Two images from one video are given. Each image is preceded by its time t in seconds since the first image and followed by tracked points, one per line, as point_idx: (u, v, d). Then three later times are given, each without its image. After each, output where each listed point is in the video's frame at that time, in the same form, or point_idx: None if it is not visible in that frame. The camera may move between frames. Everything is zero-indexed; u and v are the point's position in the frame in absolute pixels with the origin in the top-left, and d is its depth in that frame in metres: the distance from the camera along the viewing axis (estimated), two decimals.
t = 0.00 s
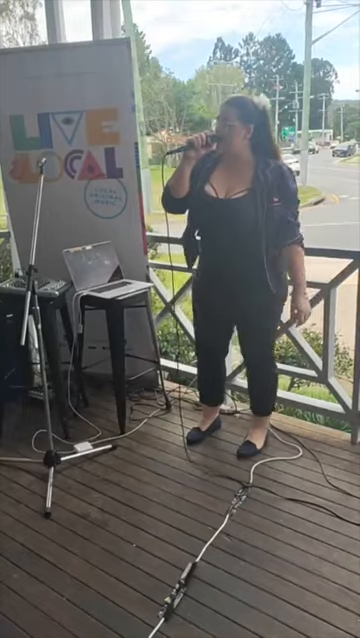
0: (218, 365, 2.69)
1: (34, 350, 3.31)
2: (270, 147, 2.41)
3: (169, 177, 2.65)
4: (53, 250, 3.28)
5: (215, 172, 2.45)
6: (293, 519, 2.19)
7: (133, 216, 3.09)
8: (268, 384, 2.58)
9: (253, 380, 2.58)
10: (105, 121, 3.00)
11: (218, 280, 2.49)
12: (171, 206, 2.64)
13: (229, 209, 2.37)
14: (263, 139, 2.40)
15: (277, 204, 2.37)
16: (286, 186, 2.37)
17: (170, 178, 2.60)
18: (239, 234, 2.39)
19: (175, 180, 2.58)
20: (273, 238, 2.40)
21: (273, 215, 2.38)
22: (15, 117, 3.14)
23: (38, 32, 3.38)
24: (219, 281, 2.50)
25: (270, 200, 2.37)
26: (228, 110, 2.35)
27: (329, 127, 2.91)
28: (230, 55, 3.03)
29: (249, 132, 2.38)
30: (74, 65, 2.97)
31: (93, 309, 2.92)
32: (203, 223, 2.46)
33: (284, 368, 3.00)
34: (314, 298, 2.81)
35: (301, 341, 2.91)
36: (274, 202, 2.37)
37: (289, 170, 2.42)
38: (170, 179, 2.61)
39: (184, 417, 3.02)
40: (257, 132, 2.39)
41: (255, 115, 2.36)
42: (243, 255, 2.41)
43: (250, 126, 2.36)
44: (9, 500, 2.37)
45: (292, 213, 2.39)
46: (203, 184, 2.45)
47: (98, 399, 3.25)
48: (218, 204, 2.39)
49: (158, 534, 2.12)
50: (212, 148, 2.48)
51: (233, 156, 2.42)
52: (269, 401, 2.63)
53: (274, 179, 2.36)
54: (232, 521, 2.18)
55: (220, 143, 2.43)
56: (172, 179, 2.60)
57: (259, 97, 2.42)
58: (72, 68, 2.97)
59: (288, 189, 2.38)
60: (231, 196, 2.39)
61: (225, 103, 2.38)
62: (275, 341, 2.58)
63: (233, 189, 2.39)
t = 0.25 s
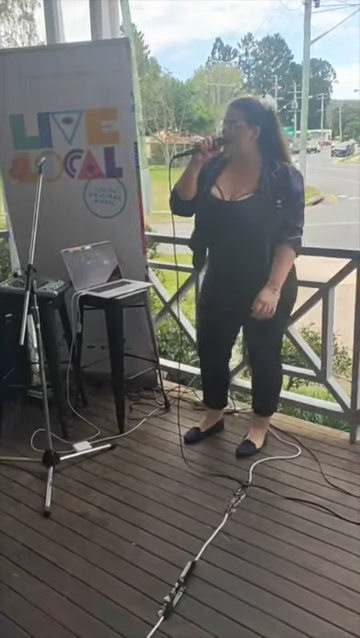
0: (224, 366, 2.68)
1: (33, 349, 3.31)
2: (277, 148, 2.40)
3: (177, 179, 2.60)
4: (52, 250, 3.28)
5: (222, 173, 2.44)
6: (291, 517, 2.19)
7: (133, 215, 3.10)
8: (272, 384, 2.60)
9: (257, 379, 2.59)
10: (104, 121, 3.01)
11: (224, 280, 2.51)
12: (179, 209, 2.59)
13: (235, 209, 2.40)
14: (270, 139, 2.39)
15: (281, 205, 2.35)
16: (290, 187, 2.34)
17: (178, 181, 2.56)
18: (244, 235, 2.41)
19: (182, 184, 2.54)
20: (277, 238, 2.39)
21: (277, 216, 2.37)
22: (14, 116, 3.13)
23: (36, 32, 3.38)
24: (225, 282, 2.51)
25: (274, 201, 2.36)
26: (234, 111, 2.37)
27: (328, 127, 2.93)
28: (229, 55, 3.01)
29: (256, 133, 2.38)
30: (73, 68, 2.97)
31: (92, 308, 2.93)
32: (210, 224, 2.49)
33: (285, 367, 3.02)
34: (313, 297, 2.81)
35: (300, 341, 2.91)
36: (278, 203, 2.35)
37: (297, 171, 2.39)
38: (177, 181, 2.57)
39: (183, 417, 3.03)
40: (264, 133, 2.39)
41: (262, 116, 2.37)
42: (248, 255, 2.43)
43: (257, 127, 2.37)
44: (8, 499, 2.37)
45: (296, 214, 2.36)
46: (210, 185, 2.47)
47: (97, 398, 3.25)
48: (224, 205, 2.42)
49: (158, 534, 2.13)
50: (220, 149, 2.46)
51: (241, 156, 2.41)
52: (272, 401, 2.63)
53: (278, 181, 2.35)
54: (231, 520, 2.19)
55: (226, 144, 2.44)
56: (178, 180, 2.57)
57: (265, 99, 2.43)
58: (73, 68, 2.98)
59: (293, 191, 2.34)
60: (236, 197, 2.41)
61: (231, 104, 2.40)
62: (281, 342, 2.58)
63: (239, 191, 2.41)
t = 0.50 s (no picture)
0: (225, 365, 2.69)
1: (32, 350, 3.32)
2: (279, 148, 2.40)
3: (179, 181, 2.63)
4: (49, 252, 3.28)
5: (224, 174, 2.47)
6: (289, 519, 2.20)
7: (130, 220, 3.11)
8: (272, 383, 2.61)
9: (257, 379, 2.60)
10: (99, 123, 3.01)
11: (223, 280, 2.51)
12: (180, 210, 2.62)
13: (237, 209, 2.41)
14: (271, 139, 2.40)
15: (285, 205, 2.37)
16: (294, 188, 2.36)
17: (180, 182, 2.59)
18: (245, 235, 2.42)
19: (185, 185, 2.57)
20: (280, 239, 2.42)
21: (281, 217, 2.39)
22: (8, 119, 3.15)
23: (36, 33, 3.42)
24: (224, 282, 2.51)
25: (279, 201, 2.37)
26: (235, 111, 2.38)
27: (327, 128, 2.91)
28: (229, 57, 3.01)
29: (257, 133, 2.39)
30: (67, 68, 2.98)
31: (91, 309, 2.93)
32: (211, 223, 2.49)
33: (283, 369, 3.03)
34: (311, 299, 2.84)
35: (298, 341, 2.93)
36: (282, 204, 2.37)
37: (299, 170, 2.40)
38: (179, 183, 2.61)
39: (181, 418, 3.03)
40: (265, 133, 2.40)
41: (262, 116, 2.38)
42: (249, 256, 2.44)
43: (258, 127, 2.38)
44: (7, 499, 2.38)
45: (299, 215, 2.40)
46: (211, 186, 2.49)
47: (96, 399, 3.26)
48: (226, 206, 2.43)
49: (156, 534, 2.13)
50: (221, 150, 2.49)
51: (242, 157, 2.43)
52: (271, 400, 2.64)
53: (281, 181, 2.37)
54: (229, 521, 2.20)
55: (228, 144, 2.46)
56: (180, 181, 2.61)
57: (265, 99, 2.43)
58: (66, 71, 2.99)
59: (296, 191, 2.37)
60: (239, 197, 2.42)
61: (232, 104, 2.41)
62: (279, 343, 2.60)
63: (241, 191, 2.42)
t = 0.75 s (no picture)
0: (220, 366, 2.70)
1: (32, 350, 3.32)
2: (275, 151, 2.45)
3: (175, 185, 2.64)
4: (47, 253, 3.29)
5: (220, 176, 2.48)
6: (289, 518, 2.21)
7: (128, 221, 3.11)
8: (269, 384, 2.62)
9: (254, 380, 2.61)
10: (95, 125, 3.02)
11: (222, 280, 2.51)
12: (177, 214, 2.63)
13: (235, 210, 2.41)
14: (268, 142, 2.44)
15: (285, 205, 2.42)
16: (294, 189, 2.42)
17: (176, 186, 2.59)
18: (244, 235, 2.42)
19: (181, 188, 2.57)
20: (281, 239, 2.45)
21: (282, 217, 2.43)
22: (4, 122, 3.15)
23: (35, 34, 3.42)
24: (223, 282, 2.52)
25: (279, 204, 2.42)
26: (232, 114, 2.41)
27: (326, 129, 2.91)
28: (227, 57, 3.02)
29: (254, 136, 2.42)
30: (63, 70, 2.99)
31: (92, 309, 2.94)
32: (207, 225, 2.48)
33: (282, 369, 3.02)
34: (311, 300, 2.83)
35: (298, 341, 2.93)
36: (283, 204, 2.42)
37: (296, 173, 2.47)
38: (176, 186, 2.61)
39: (182, 417, 3.04)
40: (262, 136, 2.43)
41: (260, 120, 2.41)
42: (248, 256, 2.44)
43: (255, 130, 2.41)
44: (8, 499, 2.38)
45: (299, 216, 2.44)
46: (207, 189, 2.49)
47: (96, 399, 3.27)
48: (223, 209, 2.42)
49: (157, 533, 2.14)
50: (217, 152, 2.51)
51: (239, 159, 2.45)
52: (267, 401, 2.65)
53: (281, 182, 2.41)
54: (230, 520, 2.20)
55: (224, 147, 2.47)
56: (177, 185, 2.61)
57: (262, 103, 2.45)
58: (61, 73, 3.00)
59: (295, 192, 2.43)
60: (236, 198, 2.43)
61: (229, 108, 2.44)
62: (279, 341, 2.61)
63: (238, 192, 2.43)
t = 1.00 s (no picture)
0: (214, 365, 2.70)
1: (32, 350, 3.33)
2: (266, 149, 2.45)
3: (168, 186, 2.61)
4: (50, 253, 3.31)
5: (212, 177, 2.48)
6: (288, 518, 2.22)
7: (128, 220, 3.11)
8: (264, 384, 2.62)
9: (248, 378, 2.62)
10: (97, 125, 3.03)
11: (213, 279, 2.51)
12: (168, 215, 2.58)
13: (229, 209, 2.41)
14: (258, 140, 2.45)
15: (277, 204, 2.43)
16: (285, 188, 2.43)
17: (169, 189, 2.57)
18: (238, 234, 2.42)
19: (174, 190, 2.54)
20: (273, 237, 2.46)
21: (275, 215, 2.44)
22: (8, 121, 3.17)
23: (35, 36, 3.40)
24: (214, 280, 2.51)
25: (272, 201, 2.42)
26: (220, 114, 2.41)
27: (325, 131, 2.93)
28: (227, 59, 3.05)
29: (243, 135, 2.43)
30: (67, 69, 2.99)
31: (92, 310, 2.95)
32: (200, 223, 2.48)
33: (281, 369, 3.03)
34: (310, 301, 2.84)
35: (297, 342, 2.94)
36: (276, 203, 2.42)
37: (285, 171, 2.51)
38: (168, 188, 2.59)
39: (181, 418, 3.05)
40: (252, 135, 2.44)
41: (249, 118, 2.42)
42: (241, 255, 2.44)
43: (245, 129, 2.42)
44: (7, 499, 2.39)
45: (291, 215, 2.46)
46: (200, 188, 2.48)
47: (95, 399, 3.27)
48: (218, 208, 2.42)
49: (156, 534, 2.15)
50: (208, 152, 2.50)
51: (230, 159, 2.45)
52: (264, 401, 2.65)
53: (272, 180, 2.42)
54: (228, 520, 2.21)
55: (214, 147, 2.47)
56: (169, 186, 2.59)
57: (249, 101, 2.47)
58: (66, 72, 3.00)
59: (287, 191, 2.45)
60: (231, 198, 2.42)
61: (217, 107, 2.44)
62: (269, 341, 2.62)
63: (232, 192, 2.43)
